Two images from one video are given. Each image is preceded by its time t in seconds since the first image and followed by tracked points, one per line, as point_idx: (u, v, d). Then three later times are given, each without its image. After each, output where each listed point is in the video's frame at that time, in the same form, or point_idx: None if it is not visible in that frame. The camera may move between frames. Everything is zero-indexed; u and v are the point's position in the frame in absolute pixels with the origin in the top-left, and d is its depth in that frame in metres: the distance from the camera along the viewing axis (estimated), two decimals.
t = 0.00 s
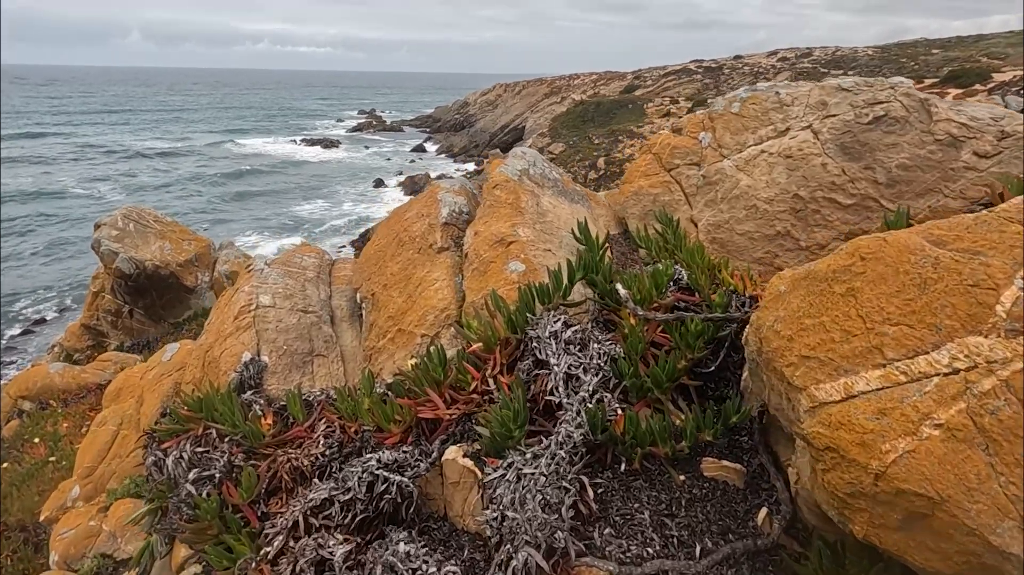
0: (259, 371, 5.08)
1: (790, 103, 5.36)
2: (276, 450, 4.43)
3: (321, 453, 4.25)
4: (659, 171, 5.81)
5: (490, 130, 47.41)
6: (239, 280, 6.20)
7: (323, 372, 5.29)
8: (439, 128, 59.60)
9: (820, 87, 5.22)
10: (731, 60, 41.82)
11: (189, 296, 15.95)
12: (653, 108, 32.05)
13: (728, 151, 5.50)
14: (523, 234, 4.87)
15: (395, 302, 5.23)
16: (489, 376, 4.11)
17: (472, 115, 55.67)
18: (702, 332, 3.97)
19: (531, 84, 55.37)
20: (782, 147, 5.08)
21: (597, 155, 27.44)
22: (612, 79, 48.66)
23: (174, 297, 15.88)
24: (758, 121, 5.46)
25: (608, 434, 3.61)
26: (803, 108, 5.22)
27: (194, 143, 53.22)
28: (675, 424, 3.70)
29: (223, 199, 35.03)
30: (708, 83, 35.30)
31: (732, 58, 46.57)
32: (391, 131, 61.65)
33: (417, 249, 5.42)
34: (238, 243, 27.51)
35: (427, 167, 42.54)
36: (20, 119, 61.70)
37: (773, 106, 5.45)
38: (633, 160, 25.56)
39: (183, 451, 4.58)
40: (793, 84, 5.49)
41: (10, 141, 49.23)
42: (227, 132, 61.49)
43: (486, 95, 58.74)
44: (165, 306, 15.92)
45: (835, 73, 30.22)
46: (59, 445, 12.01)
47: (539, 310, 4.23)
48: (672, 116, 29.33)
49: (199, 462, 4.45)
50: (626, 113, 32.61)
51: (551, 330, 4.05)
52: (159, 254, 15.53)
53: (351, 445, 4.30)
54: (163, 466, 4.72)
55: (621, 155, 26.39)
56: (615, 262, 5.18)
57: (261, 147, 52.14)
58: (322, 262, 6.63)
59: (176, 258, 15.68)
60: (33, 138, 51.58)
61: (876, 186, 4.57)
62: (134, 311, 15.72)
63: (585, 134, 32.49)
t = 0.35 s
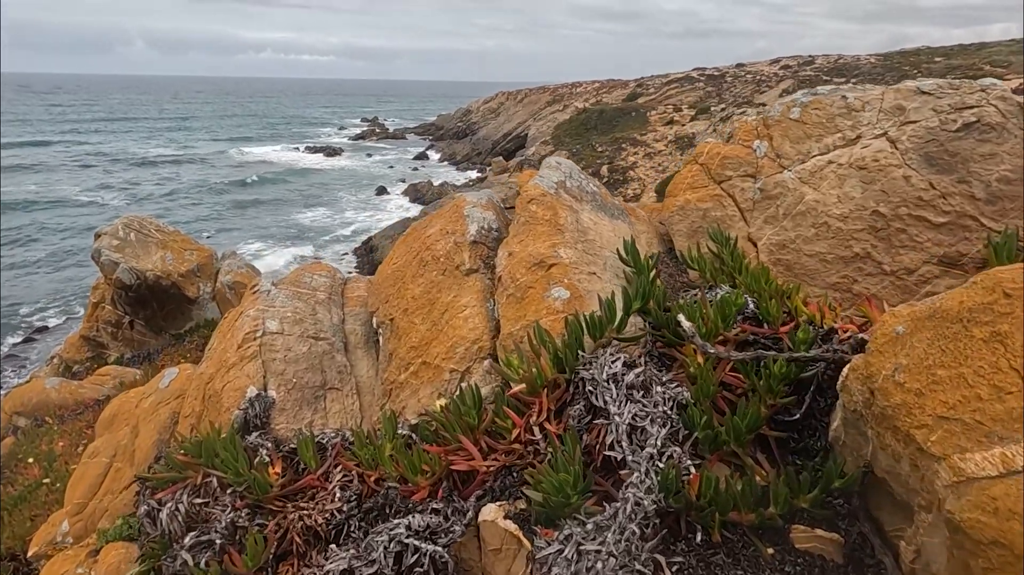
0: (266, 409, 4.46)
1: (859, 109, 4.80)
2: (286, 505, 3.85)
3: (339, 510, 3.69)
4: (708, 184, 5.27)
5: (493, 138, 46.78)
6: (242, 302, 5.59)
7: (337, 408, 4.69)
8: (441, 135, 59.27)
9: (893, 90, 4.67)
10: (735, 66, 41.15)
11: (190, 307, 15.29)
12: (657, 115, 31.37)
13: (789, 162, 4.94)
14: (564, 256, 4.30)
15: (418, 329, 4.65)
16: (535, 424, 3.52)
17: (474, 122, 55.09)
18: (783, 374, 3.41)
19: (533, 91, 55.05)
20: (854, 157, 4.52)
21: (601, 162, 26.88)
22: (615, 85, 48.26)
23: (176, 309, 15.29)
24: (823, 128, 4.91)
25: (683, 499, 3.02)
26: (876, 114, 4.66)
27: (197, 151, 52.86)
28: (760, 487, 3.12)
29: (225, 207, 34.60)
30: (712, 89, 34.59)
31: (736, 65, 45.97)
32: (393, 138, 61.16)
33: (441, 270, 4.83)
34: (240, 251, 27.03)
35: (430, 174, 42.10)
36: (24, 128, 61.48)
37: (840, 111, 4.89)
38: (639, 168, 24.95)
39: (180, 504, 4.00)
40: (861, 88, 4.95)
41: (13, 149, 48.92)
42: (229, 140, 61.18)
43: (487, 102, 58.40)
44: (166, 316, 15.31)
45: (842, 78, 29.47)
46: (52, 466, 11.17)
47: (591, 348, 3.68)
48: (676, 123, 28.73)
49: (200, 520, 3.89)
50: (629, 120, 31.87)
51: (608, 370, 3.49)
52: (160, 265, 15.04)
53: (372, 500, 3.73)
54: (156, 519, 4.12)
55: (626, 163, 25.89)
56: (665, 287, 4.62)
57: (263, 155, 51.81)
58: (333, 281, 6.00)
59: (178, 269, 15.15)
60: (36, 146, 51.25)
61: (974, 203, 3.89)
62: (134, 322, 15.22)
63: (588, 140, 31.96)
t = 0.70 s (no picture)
0: (282, 442, 3.97)
1: (946, 108, 4.19)
2: (305, 557, 3.35)
3: (362, 564, 3.21)
4: (768, 192, 4.79)
5: (505, 142, 46.38)
6: (256, 317, 5.12)
7: (359, 439, 4.20)
8: (453, 140, 59.06)
9: (988, 87, 4.08)
10: (750, 70, 40.56)
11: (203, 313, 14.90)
12: (671, 119, 30.79)
13: (863, 167, 4.42)
14: (618, 273, 3.80)
15: (450, 353, 4.17)
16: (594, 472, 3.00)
17: (486, 127, 54.74)
18: (889, 419, 2.88)
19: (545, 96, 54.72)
20: (946, 163, 3.91)
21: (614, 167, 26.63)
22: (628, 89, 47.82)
23: (188, 315, 14.89)
24: (902, 129, 4.36)
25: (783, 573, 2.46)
26: (967, 114, 4.05)
27: (211, 155, 52.89)
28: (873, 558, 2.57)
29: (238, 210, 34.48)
30: (726, 93, 34.01)
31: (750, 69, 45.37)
32: (405, 143, 60.99)
33: (475, 286, 4.35)
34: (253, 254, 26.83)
35: (442, 178, 41.82)
36: (42, 133, 61.93)
37: (924, 110, 4.31)
38: (651, 173, 24.81)
39: (186, 551, 3.53)
40: (947, 84, 4.37)
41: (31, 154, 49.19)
42: (242, 144, 61.32)
43: (499, 106, 58.05)
44: (178, 322, 14.94)
45: (859, 81, 28.83)
46: (60, 477, 10.72)
47: (657, 383, 3.17)
48: (690, 127, 28.21)
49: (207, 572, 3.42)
50: (643, 124, 31.31)
51: (680, 410, 2.97)
52: (173, 270, 14.71)
53: (400, 553, 3.23)
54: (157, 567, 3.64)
55: (639, 168, 25.65)
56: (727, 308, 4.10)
57: (276, 159, 51.80)
58: (354, 294, 5.53)
59: (191, 274, 14.81)
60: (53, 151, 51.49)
61: None
62: (146, 328, 15.00)
63: (600, 145, 31.43)
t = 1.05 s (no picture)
0: (286, 486, 3.54)
1: None
2: None
3: None
4: (831, 207, 4.28)
5: (523, 143, 45.88)
6: (263, 338, 4.71)
7: (373, 480, 3.76)
8: (472, 141, 58.75)
9: None
10: (774, 70, 39.61)
11: (220, 316, 14.64)
12: (691, 120, 30.01)
13: (945, 179, 3.88)
14: (667, 301, 3.32)
15: (474, 386, 3.72)
16: (648, 546, 2.50)
17: (504, 128, 54.30)
18: (1013, 496, 2.36)
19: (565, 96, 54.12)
20: None
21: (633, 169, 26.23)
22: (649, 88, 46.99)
23: (205, 318, 14.60)
24: (991, 137, 3.82)
25: None
26: None
27: (233, 157, 53.17)
28: None
29: (257, 211, 34.44)
30: (747, 92, 33.10)
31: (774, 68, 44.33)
32: (424, 144, 60.78)
33: (503, 310, 3.89)
34: (272, 256, 26.67)
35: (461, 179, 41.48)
36: (70, 135, 62.86)
37: (1016, 115, 3.78)
38: (672, 175, 24.20)
39: None
40: None
41: (59, 157, 49.87)
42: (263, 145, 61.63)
43: (517, 107, 57.58)
44: (195, 325, 14.65)
45: (889, 79, 27.85)
46: (72, 487, 9.65)
47: (723, 440, 2.67)
48: (711, 128, 27.47)
49: None
50: (663, 125, 30.56)
51: (752, 477, 2.49)
52: (191, 271, 14.50)
53: None
54: None
55: (659, 170, 25.16)
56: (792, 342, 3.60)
57: (296, 160, 51.91)
58: (369, 312, 5.12)
59: (208, 275, 14.59)
60: (80, 153, 52.16)
61: None
62: (164, 330, 14.60)
63: (620, 146, 30.82)
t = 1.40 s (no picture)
0: (287, 533, 3.18)
1: None
2: None
3: None
4: (901, 221, 3.81)
5: (545, 144, 45.38)
6: (270, 359, 4.36)
7: (384, 525, 3.38)
8: (493, 142, 58.45)
9: None
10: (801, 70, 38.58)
11: (241, 318, 14.51)
12: (715, 121, 29.21)
13: None
14: (719, 333, 2.89)
15: (497, 421, 3.32)
16: None
17: (526, 129, 53.89)
18: None
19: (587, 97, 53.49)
20: None
21: (655, 171, 25.65)
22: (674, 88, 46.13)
23: (226, 319, 14.49)
24: None
25: None
26: None
27: (259, 157, 53.68)
28: None
29: (279, 212, 34.51)
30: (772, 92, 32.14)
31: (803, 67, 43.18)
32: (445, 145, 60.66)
33: (530, 337, 3.49)
34: (294, 256, 26.61)
35: (482, 181, 41.19)
36: (103, 137, 64.18)
37: None
38: (695, 177, 23.55)
39: None
40: None
41: (92, 158, 50.92)
42: (286, 146, 62.08)
43: (539, 108, 57.08)
44: (216, 327, 14.51)
45: (923, 77, 26.78)
46: (88, 493, 8.79)
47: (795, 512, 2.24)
48: (735, 130, 26.71)
49: None
50: (687, 127, 29.79)
51: (837, 568, 2.10)
52: (212, 273, 14.32)
53: None
54: None
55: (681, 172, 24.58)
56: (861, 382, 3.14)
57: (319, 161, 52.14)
58: (384, 330, 4.75)
59: (229, 277, 14.44)
60: (112, 154, 53.20)
61: None
62: (184, 331, 14.38)
63: (642, 147, 30.19)
